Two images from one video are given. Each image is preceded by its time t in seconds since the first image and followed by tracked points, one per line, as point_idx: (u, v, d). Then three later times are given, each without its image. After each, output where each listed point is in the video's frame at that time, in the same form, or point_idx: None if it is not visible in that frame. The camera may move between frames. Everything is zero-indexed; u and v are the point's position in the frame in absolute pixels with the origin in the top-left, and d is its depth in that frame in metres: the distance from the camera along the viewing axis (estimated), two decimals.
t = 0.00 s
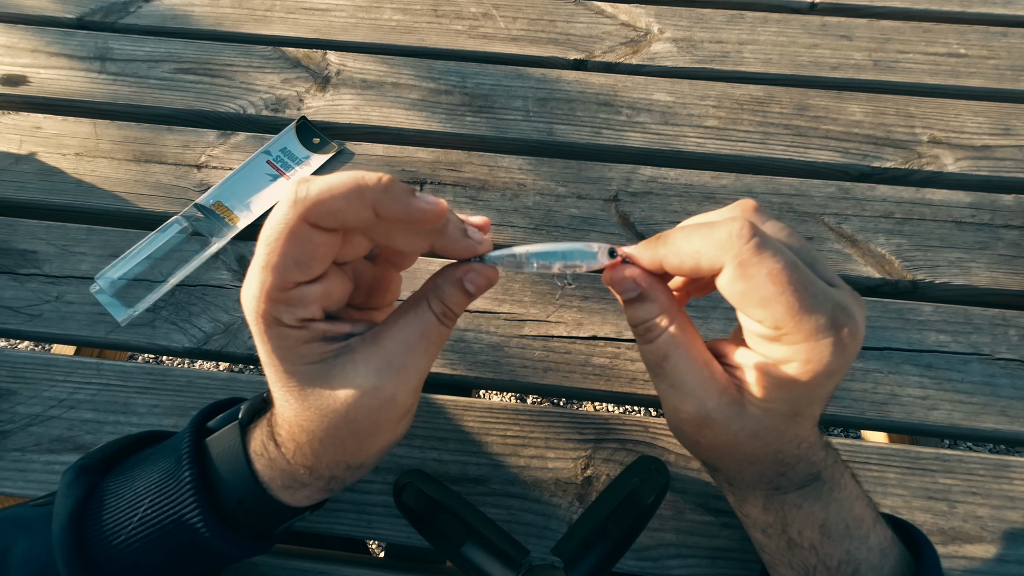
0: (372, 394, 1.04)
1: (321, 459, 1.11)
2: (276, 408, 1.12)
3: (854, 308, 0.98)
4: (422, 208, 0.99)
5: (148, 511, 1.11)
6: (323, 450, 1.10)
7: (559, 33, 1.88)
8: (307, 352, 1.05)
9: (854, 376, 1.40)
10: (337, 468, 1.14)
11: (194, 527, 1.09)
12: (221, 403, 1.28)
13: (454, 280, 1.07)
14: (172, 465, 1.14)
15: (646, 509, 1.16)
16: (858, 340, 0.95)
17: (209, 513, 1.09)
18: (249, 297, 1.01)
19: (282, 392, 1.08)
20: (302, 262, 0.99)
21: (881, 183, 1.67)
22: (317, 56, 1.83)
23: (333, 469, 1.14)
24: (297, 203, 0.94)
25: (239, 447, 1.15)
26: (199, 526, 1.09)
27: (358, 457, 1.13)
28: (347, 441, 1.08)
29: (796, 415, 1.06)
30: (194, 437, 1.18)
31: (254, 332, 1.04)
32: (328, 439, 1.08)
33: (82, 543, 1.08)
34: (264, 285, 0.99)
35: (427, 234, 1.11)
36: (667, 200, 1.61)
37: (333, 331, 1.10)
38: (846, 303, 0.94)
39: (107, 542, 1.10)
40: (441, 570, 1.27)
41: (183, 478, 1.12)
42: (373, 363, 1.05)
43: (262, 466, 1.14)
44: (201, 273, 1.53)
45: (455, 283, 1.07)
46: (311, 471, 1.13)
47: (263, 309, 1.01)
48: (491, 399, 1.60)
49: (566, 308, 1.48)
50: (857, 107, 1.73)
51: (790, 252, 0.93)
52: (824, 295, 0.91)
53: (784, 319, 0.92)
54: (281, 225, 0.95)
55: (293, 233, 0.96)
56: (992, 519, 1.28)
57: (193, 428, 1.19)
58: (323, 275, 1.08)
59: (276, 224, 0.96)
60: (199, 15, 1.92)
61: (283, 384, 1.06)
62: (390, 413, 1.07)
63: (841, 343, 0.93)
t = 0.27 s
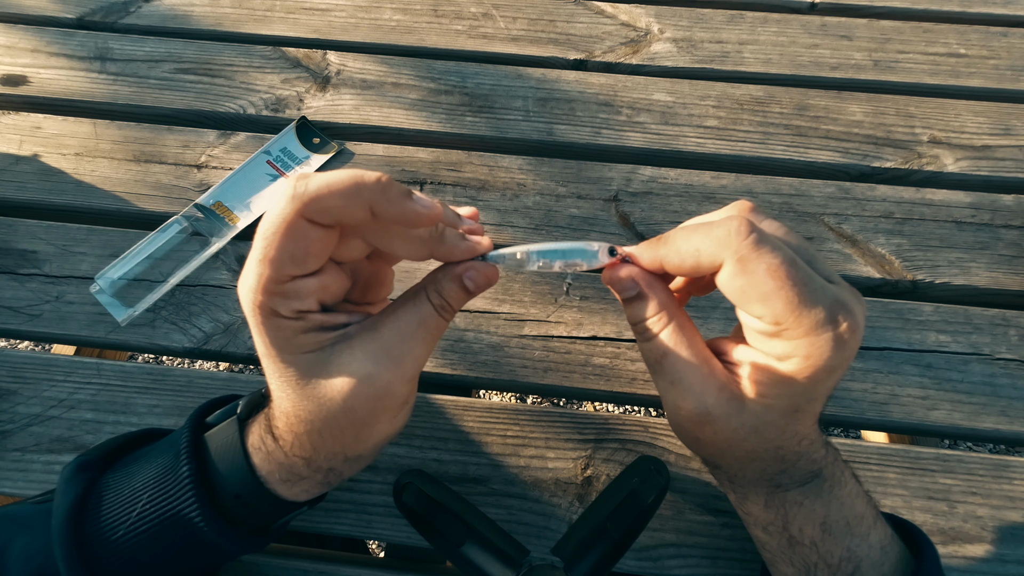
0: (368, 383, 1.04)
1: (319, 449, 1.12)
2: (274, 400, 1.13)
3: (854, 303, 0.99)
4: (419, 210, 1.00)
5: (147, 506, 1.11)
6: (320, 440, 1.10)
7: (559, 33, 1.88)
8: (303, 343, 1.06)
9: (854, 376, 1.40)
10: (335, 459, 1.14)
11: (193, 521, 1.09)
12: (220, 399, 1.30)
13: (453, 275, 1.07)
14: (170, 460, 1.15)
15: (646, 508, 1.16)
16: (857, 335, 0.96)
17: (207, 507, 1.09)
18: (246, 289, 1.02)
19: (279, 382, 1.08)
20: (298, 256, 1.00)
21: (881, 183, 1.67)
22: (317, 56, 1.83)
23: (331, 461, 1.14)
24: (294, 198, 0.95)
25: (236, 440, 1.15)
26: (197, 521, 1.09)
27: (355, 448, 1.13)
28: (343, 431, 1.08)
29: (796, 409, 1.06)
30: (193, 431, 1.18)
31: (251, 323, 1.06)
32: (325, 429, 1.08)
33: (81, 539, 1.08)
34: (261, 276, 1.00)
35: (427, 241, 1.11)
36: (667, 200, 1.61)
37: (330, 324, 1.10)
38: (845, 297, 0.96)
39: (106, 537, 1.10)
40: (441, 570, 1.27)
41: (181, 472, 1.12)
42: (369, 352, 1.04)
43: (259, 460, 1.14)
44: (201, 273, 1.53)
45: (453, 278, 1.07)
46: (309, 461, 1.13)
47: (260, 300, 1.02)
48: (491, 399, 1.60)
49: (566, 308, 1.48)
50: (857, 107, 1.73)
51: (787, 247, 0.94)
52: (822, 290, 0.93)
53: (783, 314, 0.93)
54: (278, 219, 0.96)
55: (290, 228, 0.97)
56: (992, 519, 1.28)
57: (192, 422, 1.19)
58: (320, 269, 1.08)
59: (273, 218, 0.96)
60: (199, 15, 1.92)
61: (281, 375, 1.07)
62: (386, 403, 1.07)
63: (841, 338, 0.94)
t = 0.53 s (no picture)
0: (362, 364, 1.03)
1: (315, 433, 1.12)
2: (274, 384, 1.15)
3: (844, 303, 0.98)
4: (424, 213, 1.05)
5: (147, 496, 1.11)
6: (316, 421, 1.10)
7: (559, 33, 1.88)
8: (303, 326, 1.09)
9: (854, 376, 1.40)
10: (331, 444, 1.14)
11: (192, 510, 1.10)
12: (220, 392, 1.31)
13: (453, 263, 1.08)
14: (170, 451, 1.15)
15: (647, 508, 1.16)
16: (849, 334, 0.95)
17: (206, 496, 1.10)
18: (252, 272, 1.05)
19: (278, 363, 1.10)
20: (305, 245, 1.03)
21: (881, 183, 1.67)
22: (317, 56, 1.83)
23: (327, 446, 1.14)
24: (308, 189, 0.96)
25: (235, 427, 1.16)
26: (197, 510, 1.09)
27: (351, 433, 1.13)
28: (338, 413, 1.08)
29: (794, 405, 1.05)
30: (193, 422, 1.18)
31: (254, 305, 1.08)
32: (321, 411, 1.08)
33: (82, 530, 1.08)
34: (267, 261, 1.03)
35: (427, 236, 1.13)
36: (667, 200, 1.61)
37: (331, 309, 1.12)
38: (836, 298, 0.95)
39: (106, 527, 1.10)
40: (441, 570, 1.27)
41: (180, 463, 1.12)
42: (365, 334, 1.05)
43: (257, 446, 1.14)
44: (201, 273, 1.53)
45: (452, 265, 1.08)
46: (305, 445, 1.13)
47: (265, 283, 1.05)
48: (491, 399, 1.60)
49: (566, 308, 1.48)
50: (857, 107, 1.73)
51: (774, 251, 0.94)
52: (810, 291, 0.93)
53: (772, 318, 0.93)
54: (290, 209, 0.98)
55: (299, 217, 0.99)
56: (992, 519, 1.28)
57: (193, 413, 1.20)
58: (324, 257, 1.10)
59: (283, 207, 0.98)
60: (199, 15, 1.92)
61: (280, 356, 1.09)
62: (380, 387, 1.07)
63: (832, 340, 0.93)
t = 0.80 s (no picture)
0: (364, 369, 1.04)
1: (317, 438, 1.12)
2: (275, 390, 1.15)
3: (847, 298, 0.98)
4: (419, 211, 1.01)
5: (151, 499, 1.11)
6: (317, 426, 1.10)
7: (559, 33, 1.88)
8: (304, 331, 1.09)
9: (854, 376, 1.40)
10: (333, 448, 1.14)
11: (195, 513, 1.10)
12: (224, 395, 1.31)
13: (453, 267, 1.08)
14: (174, 453, 1.15)
15: (647, 508, 1.16)
16: (850, 330, 0.95)
17: (210, 500, 1.10)
18: (251, 278, 1.06)
19: (279, 368, 1.10)
20: (302, 249, 1.03)
21: (881, 183, 1.67)
22: (317, 56, 1.83)
23: (329, 450, 1.14)
24: (303, 193, 0.97)
25: (237, 431, 1.16)
26: (200, 514, 1.09)
27: (353, 437, 1.13)
28: (340, 418, 1.09)
29: (790, 408, 1.06)
30: (196, 424, 1.18)
31: (254, 311, 1.09)
32: (323, 416, 1.09)
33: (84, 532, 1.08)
34: (265, 265, 1.03)
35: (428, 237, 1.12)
36: (667, 200, 1.61)
37: (331, 314, 1.12)
38: (839, 292, 0.95)
39: (109, 530, 1.10)
40: (441, 570, 1.27)
41: (185, 466, 1.12)
42: (366, 339, 1.05)
43: (259, 451, 1.14)
44: (201, 273, 1.53)
45: (452, 270, 1.08)
46: (306, 450, 1.14)
47: (263, 288, 1.05)
48: (491, 399, 1.60)
49: (566, 308, 1.48)
50: (857, 107, 1.73)
51: (779, 245, 0.95)
52: (814, 284, 0.93)
53: (776, 309, 0.93)
54: (286, 213, 0.99)
55: (295, 221, 0.99)
56: (992, 519, 1.28)
57: (197, 415, 1.19)
58: (321, 261, 1.11)
59: (279, 211, 0.99)
60: (199, 15, 1.92)
61: (281, 361, 1.09)
62: (381, 391, 1.07)
63: (834, 333, 0.93)
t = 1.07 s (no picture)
0: (363, 361, 1.04)
1: (317, 432, 1.12)
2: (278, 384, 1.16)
3: (838, 295, 0.99)
4: (413, 225, 1.07)
5: (155, 495, 1.11)
6: (318, 419, 1.10)
7: (559, 33, 1.88)
8: (307, 324, 1.09)
9: (854, 376, 1.40)
10: (333, 443, 1.14)
11: (199, 510, 1.10)
12: (228, 393, 1.31)
13: (451, 264, 1.08)
14: (178, 450, 1.15)
15: (647, 508, 1.16)
16: (843, 327, 0.96)
17: (214, 496, 1.10)
18: (257, 271, 1.07)
19: (282, 362, 1.11)
20: (305, 244, 1.04)
21: (881, 183, 1.67)
22: (317, 56, 1.83)
23: (329, 445, 1.14)
24: (308, 190, 0.98)
25: (241, 427, 1.17)
26: (204, 510, 1.09)
27: (353, 431, 1.12)
28: (340, 411, 1.08)
29: (791, 404, 1.05)
30: (201, 421, 1.18)
31: (258, 305, 1.10)
32: (323, 409, 1.09)
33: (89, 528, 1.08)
34: (270, 259, 1.05)
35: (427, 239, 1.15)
36: (667, 200, 1.61)
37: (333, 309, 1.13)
38: (829, 289, 0.96)
39: (113, 527, 1.09)
40: (441, 570, 1.27)
41: (189, 462, 1.13)
42: (366, 332, 1.05)
43: (262, 445, 1.15)
44: (201, 273, 1.53)
45: (451, 266, 1.08)
46: (307, 444, 1.14)
47: (268, 282, 1.06)
48: (491, 399, 1.60)
49: (566, 308, 1.48)
50: (857, 107, 1.73)
51: (769, 244, 0.96)
52: (805, 281, 0.94)
53: (768, 306, 0.94)
54: (290, 209, 1.00)
55: (299, 217, 1.00)
56: (992, 519, 1.28)
57: (201, 412, 1.20)
58: (326, 256, 1.11)
59: (284, 207, 1.00)
60: (199, 15, 1.92)
61: (284, 355, 1.10)
62: (381, 384, 1.06)
63: (827, 329, 0.94)
